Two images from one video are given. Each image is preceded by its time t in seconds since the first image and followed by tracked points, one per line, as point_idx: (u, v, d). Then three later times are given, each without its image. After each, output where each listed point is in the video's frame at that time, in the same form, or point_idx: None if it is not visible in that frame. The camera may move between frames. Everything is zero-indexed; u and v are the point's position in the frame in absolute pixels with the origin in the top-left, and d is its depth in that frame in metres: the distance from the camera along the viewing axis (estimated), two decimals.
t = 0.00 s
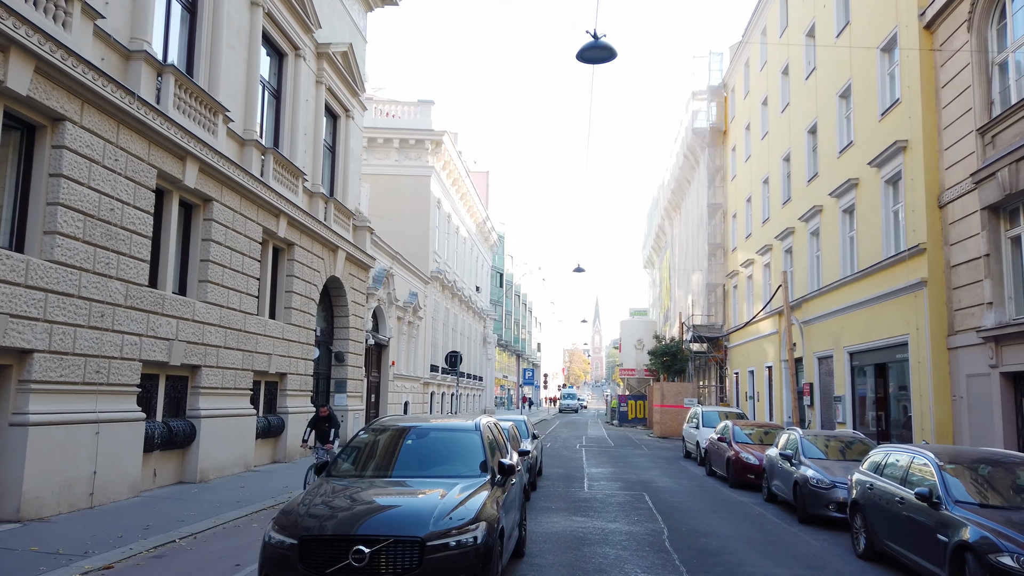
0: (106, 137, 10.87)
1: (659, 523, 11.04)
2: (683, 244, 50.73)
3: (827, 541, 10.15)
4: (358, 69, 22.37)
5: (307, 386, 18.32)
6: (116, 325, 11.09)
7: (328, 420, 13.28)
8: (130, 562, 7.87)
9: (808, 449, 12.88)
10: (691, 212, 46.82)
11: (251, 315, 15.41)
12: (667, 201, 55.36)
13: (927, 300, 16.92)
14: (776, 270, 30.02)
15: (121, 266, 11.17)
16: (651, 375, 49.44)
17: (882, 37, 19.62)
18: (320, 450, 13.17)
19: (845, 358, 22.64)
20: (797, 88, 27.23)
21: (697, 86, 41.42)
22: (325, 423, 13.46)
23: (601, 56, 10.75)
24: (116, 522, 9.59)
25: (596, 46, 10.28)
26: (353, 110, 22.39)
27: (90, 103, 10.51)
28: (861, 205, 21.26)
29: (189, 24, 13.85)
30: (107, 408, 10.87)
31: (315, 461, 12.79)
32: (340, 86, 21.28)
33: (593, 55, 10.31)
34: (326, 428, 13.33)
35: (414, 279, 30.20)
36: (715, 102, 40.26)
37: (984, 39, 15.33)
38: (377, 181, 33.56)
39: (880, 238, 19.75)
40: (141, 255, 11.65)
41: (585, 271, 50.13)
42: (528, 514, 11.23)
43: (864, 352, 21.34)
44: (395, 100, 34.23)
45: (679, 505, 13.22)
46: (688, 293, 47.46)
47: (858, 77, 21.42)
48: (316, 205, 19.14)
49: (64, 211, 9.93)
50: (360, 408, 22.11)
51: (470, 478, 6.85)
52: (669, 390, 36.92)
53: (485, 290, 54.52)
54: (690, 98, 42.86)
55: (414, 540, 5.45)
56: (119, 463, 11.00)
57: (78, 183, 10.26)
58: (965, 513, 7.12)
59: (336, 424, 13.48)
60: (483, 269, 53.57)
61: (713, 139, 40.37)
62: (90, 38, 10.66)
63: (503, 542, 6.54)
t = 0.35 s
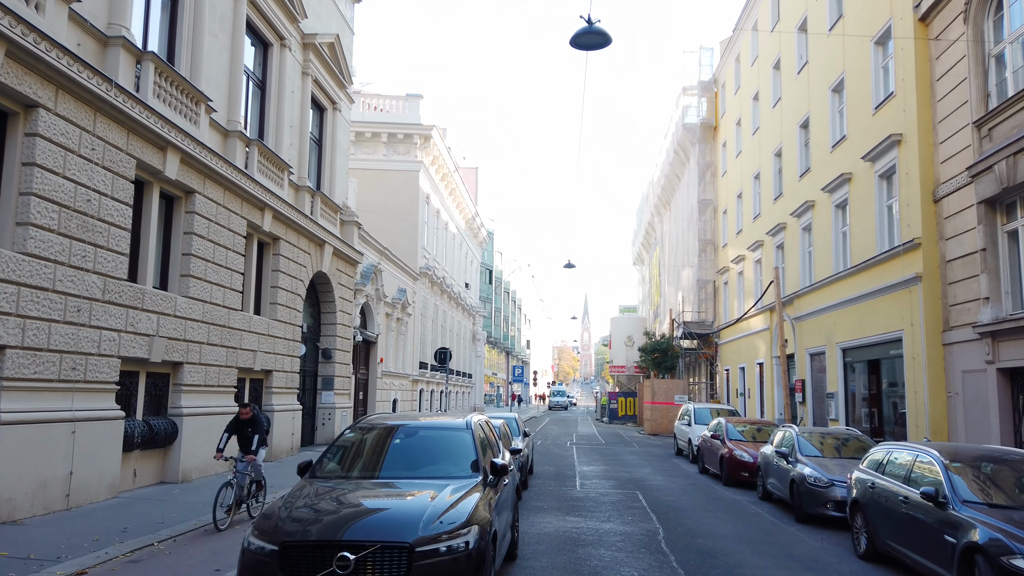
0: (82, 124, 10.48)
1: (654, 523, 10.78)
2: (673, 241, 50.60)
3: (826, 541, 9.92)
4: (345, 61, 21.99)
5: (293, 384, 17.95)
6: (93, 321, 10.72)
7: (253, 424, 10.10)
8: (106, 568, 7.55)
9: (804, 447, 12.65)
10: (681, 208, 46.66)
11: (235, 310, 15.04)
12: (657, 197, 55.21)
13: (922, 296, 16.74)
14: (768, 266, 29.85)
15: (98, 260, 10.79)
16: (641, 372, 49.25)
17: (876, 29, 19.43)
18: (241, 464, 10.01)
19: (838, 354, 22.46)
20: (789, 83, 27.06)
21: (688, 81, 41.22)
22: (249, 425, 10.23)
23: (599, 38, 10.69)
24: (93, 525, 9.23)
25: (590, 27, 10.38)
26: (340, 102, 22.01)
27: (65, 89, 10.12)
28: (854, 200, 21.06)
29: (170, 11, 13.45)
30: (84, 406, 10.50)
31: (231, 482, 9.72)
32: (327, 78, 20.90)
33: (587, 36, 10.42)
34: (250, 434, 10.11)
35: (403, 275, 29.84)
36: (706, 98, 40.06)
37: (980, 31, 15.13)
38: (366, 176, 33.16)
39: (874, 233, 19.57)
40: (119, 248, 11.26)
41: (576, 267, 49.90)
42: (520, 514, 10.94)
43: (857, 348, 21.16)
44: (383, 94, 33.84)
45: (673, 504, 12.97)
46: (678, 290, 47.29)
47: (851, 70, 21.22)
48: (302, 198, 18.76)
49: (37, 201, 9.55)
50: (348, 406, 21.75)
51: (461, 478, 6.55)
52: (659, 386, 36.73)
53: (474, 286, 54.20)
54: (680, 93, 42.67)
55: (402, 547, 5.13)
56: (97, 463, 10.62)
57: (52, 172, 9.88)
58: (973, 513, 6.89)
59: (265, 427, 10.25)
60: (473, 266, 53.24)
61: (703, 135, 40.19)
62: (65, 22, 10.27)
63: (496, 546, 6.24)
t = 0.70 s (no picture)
0: (65, 111, 10.12)
1: (656, 521, 10.50)
2: (669, 235, 50.36)
3: (833, 539, 9.66)
4: (340, 51, 21.63)
5: (286, 378, 17.63)
6: (78, 313, 10.38)
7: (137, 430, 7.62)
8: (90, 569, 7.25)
9: (808, 443, 12.38)
10: (678, 202, 46.40)
11: (226, 304, 14.71)
12: (653, 191, 54.94)
13: (926, 289, 16.48)
14: (766, 260, 29.60)
15: (83, 250, 10.44)
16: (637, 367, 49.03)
17: (879, 19, 19.15)
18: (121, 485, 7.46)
19: (838, 348, 22.22)
20: (789, 74, 26.78)
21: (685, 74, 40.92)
22: (132, 432, 7.73)
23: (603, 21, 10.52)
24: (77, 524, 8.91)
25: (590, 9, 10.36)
26: (334, 93, 21.65)
27: (48, 74, 9.77)
28: (856, 192, 20.80)
29: None
30: (69, 401, 10.16)
31: (106, 511, 7.17)
32: (320, 68, 20.53)
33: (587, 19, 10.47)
34: (133, 444, 7.64)
35: (398, 269, 29.51)
36: (703, 91, 39.74)
37: (986, 18, 14.84)
38: (360, 169, 32.79)
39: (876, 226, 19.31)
40: (106, 239, 10.91)
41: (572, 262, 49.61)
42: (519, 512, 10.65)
43: (858, 342, 20.91)
44: (378, 86, 33.46)
45: (674, 501, 12.71)
46: (675, 285, 47.06)
47: (853, 61, 20.93)
48: (295, 190, 18.42)
49: (19, 190, 9.21)
50: (343, 401, 21.45)
51: (460, 477, 6.25)
52: (656, 381, 36.51)
53: (470, 281, 53.89)
54: (678, 86, 42.36)
55: (397, 550, 4.83)
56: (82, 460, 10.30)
57: (35, 160, 9.54)
58: (994, 511, 6.62)
59: (153, 433, 7.75)
60: (468, 260, 52.91)
61: (701, 128, 39.90)
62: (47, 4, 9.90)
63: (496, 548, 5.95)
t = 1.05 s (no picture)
0: (47, 95, 9.75)
1: (658, 519, 10.22)
2: (666, 230, 50.08)
3: (841, 538, 9.39)
4: (333, 40, 21.24)
5: (278, 373, 17.29)
6: (61, 305, 10.03)
7: None
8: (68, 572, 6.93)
9: (812, 439, 12.11)
10: (675, 196, 46.10)
11: (216, 297, 14.36)
12: (650, 186, 54.63)
13: (930, 282, 16.22)
14: (765, 253, 29.34)
15: (67, 240, 10.09)
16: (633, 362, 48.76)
17: (882, 8, 18.86)
18: None
19: (838, 343, 21.96)
20: (788, 66, 26.48)
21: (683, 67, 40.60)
22: None
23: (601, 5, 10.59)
24: (59, 523, 8.58)
25: None
26: (327, 83, 21.26)
27: (28, 57, 9.39)
28: (857, 184, 20.53)
29: None
30: (52, 396, 9.81)
31: None
32: (314, 58, 20.15)
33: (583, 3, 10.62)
34: None
35: (392, 263, 29.16)
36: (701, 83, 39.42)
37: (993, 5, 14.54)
38: (354, 162, 32.40)
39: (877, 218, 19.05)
40: (90, 229, 10.55)
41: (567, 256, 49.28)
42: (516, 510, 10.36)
43: (859, 336, 20.66)
44: (372, 77, 33.07)
45: (675, 498, 12.43)
46: (671, 279, 46.78)
47: (855, 51, 20.64)
48: (288, 181, 18.05)
49: None
50: (336, 396, 21.11)
51: (458, 476, 5.95)
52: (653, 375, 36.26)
53: (465, 276, 53.56)
54: (675, 79, 42.04)
55: (392, 556, 4.52)
56: (66, 457, 9.96)
57: (15, 146, 9.18)
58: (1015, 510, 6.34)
59: None
60: (463, 255, 52.57)
61: (698, 121, 39.59)
62: None
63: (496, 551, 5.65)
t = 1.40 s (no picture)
0: (25, 78, 9.39)
1: (658, 516, 9.95)
2: (662, 223, 49.76)
3: (846, 535, 9.12)
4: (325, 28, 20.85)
5: (269, 367, 16.97)
6: (41, 296, 9.69)
7: None
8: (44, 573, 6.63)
9: (814, 433, 11.84)
10: (671, 189, 45.80)
11: (204, 289, 14.02)
12: (646, 179, 54.31)
13: (932, 273, 15.97)
14: (762, 246, 29.09)
15: (47, 229, 9.74)
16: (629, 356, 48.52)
17: None
18: None
19: (837, 336, 21.72)
20: (786, 56, 26.19)
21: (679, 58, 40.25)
22: None
23: None
24: (37, 522, 8.25)
25: None
26: (319, 72, 20.87)
27: (5, 37, 9.02)
28: (857, 175, 20.25)
29: None
30: (32, 390, 9.48)
31: None
32: (305, 46, 19.75)
33: None
34: None
35: (386, 256, 28.82)
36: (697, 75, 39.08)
37: None
38: (347, 154, 32.00)
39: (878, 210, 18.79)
40: (71, 217, 10.20)
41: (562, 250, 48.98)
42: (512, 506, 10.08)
43: (858, 329, 20.43)
44: (365, 68, 32.64)
45: (674, 494, 12.16)
46: (667, 273, 46.52)
47: (855, 40, 20.34)
48: (278, 171, 17.69)
49: None
50: (328, 390, 20.78)
51: (452, 473, 5.65)
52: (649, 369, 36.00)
53: (460, 270, 53.22)
54: (671, 71, 41.69)
55: (380, 560, 4.22)
56: (47, 453, 9.63)
57: None
58: None
59: None
60: (458, 248, 52.22)
61: (695, 114, 39.27)
62: None
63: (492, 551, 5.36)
